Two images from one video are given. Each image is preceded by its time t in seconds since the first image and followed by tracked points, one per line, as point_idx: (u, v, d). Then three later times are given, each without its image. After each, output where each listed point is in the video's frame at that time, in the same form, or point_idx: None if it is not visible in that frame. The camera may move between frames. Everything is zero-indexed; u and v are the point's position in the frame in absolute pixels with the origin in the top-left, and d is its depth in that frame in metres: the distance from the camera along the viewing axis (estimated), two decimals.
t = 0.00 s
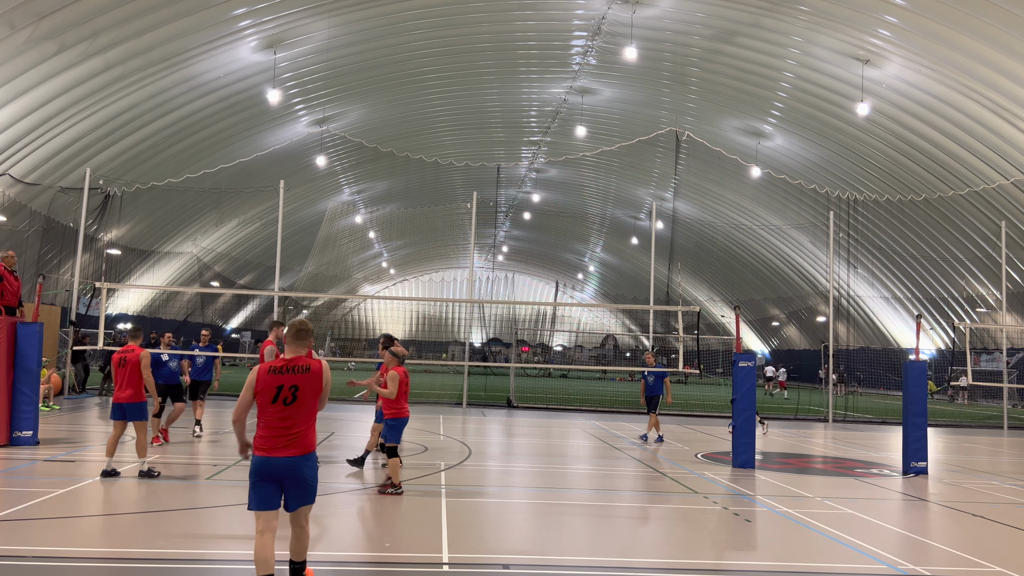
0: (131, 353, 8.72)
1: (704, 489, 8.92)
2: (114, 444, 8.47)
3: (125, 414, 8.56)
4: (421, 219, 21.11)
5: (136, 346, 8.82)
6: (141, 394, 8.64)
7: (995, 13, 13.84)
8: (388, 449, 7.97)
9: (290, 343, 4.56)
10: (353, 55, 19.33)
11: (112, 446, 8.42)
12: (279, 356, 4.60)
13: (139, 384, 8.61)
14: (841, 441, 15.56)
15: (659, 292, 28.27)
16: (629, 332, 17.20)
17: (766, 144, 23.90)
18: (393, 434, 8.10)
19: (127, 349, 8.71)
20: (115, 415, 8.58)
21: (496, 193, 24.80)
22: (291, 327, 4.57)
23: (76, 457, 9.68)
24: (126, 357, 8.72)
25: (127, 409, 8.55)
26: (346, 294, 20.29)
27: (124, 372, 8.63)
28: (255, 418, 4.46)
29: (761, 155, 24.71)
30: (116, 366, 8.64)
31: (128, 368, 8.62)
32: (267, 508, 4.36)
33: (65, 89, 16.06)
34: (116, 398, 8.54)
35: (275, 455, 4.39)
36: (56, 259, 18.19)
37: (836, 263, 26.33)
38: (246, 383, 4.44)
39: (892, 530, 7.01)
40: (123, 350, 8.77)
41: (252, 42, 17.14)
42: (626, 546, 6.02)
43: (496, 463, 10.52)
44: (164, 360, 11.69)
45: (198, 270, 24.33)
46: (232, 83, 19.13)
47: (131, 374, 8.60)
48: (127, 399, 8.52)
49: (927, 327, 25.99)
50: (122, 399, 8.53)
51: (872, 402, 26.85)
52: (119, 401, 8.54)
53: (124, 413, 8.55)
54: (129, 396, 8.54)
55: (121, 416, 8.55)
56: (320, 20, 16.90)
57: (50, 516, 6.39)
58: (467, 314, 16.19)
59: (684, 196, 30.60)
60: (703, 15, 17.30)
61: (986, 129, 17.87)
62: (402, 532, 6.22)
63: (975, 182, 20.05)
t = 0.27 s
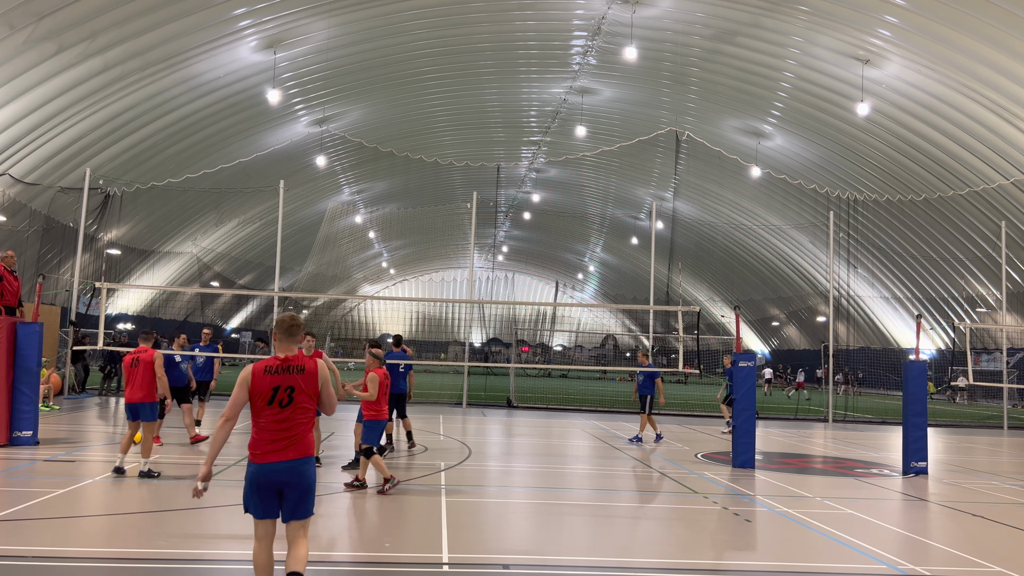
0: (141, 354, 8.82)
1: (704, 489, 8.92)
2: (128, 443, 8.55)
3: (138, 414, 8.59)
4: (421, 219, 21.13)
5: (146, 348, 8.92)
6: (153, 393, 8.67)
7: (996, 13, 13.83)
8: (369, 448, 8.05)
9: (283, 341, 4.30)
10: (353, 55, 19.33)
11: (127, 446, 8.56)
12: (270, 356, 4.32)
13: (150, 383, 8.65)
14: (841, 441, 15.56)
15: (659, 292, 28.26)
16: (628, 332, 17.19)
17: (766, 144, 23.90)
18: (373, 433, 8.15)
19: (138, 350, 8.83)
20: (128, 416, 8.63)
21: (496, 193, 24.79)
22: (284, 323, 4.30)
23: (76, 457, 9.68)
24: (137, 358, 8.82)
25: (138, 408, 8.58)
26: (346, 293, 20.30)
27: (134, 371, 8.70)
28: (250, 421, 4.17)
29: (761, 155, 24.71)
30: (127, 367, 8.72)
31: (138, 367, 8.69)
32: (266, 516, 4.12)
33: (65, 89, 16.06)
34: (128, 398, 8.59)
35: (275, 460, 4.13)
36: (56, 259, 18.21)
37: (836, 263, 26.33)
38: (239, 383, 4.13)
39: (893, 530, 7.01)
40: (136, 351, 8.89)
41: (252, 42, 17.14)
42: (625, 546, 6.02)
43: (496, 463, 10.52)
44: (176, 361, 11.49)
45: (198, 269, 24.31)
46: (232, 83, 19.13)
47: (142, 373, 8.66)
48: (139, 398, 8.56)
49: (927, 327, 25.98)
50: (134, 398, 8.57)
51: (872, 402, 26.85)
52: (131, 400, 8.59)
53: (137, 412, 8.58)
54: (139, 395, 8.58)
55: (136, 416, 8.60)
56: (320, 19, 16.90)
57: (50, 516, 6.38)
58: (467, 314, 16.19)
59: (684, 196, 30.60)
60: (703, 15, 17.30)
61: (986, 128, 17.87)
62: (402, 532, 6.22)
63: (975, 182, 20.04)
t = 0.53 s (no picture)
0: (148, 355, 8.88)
1: (704, 489, 8.92)
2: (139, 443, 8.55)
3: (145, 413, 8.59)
4: (422, 219, 21.11)
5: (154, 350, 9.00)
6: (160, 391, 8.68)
7: (995, 13, 13.83)
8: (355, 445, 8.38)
9: (281, 344, 4.15)
10: (353, 55, 19.33)
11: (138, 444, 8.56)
12: (269, 360, 4.20)
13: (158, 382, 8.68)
14: (841, 441, 15.56)
15: (659, 292, 28.26)
16: (629, 332, 17.17)
17: (766, 144, 23.90)
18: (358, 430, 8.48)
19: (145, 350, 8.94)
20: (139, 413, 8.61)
21: (496, 192, 24.79)
22: (282, 324, 4.17)
23: (76, 457, 9.68)
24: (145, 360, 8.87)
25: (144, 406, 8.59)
26: (346, 293, 20.29)
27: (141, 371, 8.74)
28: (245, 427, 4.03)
29: (761, 155, 24.71)
30: (133, 367, 8.76)
31: (145, 367, 8.74)
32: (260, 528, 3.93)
33: (65, 89, 16.06)
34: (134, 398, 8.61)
35: (268, 470, 3.95)
36: (56, 259, 18.22)
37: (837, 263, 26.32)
38: (235, 387, 4.02)
39: (893, 530, 7.01)
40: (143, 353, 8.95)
41: (252, 42, 17.14)
42: (625, 546, 6.02)
43: (496, 463, 10.51)
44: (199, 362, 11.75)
45: (198, 269, 24.30)
46: (232, 83, 19.12)
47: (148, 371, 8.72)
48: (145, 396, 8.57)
49: (927, 327, 25.97)
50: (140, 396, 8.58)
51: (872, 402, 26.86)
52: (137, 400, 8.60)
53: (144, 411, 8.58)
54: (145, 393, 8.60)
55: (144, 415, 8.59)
56: (320, 19, 16.90)
57: (50, 516, 6.38)
58: (467, 314, 16.18)
59: (684, 196, 30.59)
60: (703, 15, 17.30)
61: (986, 129, 17.87)
62: (402, 532, 6.22)
63: (975, 182, 20.04)
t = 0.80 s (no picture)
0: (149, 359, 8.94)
1: (704, 489, 8.92)
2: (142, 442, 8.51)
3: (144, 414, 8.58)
4: (422, 219, 21.06)
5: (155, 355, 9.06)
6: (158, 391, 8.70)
7: (995, 13, 13.83)
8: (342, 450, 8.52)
9: (271, 339, 3.81)
10: (353, 55, 19.33)
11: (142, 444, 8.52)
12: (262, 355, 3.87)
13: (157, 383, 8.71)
14: (841, 441, 15.55)
15: (659, 292, 28.25)
16: (629, 332, 17.17)
17: (766, 144, 23.90)
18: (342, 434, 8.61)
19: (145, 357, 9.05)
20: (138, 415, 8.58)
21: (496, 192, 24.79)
22: (273, 317, 3.83)
23: (76, 457, 9.67)
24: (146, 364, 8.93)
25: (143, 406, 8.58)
26: (346, 293, 20.30)
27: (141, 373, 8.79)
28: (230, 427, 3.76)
29: (761, 155, 24.71)
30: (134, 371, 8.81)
31: (145, 369, 8.79)
32: (241, 539, 3.64)
33: (65, 89, 16.06)
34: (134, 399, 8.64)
35: (250, 475, 3.67)
36: (56, 259, 18.26)
37: (836, 263, 26.33)
38: (220, 384, 3.76)
39: (893, 530, 7.01)
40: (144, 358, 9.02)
41: (252, 42, 17.15)
42: (625, 546, 6.02)
43: (496, 463, 10.51)
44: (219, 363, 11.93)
45: (198, 269, 24.30)
46: (232, 83, 19.13)
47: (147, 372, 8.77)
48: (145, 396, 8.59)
49: (927, 327, 25.95)
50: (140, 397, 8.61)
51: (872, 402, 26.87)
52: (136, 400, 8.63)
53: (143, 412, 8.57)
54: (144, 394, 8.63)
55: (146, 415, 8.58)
56: (320, 19, 16.90)
57: (50, 516, 6.38)
58: (466, 314, 16.19)
59: (684, 196, 30.60)
60: (703, 15, 17.30)
61: (986, 129, 17.87)
62: (402, 532, 6.22)
63: (975, 182, 20.04)
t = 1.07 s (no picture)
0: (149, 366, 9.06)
1: (704, 489, 8.92)
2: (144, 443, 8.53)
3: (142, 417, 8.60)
4: (422, 219, 20.93)
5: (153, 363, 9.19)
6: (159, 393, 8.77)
7: (995, 13, 13.83)
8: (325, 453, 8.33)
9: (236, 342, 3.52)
10: (353, 55, 19.33)
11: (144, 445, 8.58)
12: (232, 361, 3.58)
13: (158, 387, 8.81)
14: (841, 441, 15.56)
15: (659, 292, 28.26)
16: (629, 332, 17.17)
17: (766, 144, 23.91)
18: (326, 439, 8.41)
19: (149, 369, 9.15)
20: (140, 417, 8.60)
21: (496, 192, 24.79)
22: (242, 320, 3.55)
23: (76, 457, 9.67)
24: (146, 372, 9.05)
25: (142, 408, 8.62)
26: (346, 293, 20.31)
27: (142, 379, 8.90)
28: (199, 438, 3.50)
29: (761, 155, 24.71)
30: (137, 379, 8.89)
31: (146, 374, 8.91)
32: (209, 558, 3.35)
33: (65, 89, 16.06)
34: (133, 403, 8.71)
35: (216, 489, 3.36)
36: (56, 259, 18.30)
37: (836, 263, 26.35)
38: (187, 391, 3.52)
39: (893, 530, 7.01)
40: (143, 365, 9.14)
41: (252, 42, 17.14)
42: (625, 546, 6.03)
43: (496, 463, 10.51)
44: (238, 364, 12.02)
45: (199, 269, 24.30)
46: (232, 83, 19.13)
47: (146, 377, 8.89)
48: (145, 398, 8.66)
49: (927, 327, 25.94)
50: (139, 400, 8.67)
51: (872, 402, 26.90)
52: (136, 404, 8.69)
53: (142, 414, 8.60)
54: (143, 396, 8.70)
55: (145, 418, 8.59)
56: (320, 19, 16.90)
57: (50, 516, 6.38)
58: (467, 314, 16.20)
59: (684, 196, 30.61)
60: (703, 15, 17.30)
61: (986, 129, 17.87)
62: (401, 532, 6.23)
63: (975, 182, 20.04)
